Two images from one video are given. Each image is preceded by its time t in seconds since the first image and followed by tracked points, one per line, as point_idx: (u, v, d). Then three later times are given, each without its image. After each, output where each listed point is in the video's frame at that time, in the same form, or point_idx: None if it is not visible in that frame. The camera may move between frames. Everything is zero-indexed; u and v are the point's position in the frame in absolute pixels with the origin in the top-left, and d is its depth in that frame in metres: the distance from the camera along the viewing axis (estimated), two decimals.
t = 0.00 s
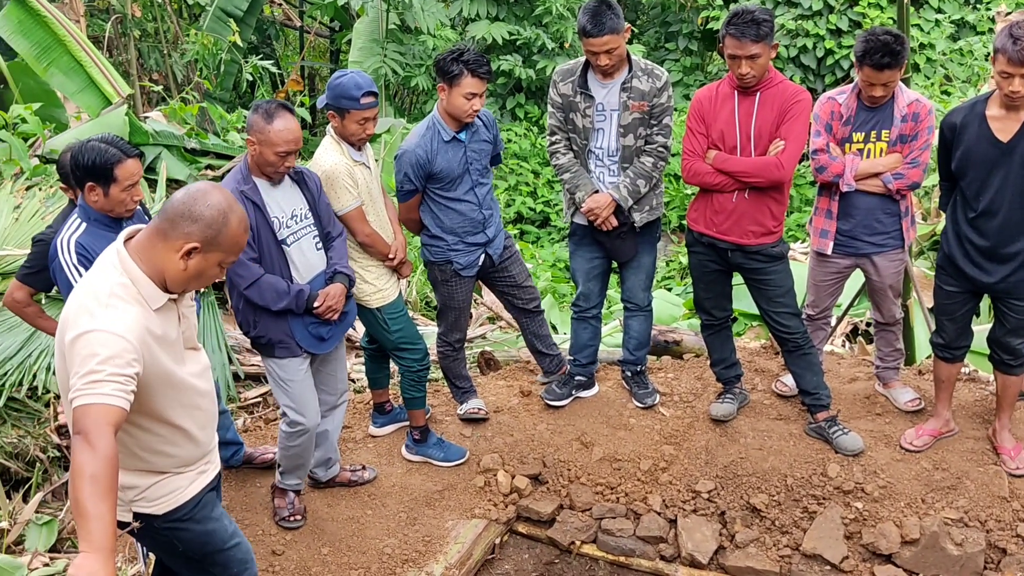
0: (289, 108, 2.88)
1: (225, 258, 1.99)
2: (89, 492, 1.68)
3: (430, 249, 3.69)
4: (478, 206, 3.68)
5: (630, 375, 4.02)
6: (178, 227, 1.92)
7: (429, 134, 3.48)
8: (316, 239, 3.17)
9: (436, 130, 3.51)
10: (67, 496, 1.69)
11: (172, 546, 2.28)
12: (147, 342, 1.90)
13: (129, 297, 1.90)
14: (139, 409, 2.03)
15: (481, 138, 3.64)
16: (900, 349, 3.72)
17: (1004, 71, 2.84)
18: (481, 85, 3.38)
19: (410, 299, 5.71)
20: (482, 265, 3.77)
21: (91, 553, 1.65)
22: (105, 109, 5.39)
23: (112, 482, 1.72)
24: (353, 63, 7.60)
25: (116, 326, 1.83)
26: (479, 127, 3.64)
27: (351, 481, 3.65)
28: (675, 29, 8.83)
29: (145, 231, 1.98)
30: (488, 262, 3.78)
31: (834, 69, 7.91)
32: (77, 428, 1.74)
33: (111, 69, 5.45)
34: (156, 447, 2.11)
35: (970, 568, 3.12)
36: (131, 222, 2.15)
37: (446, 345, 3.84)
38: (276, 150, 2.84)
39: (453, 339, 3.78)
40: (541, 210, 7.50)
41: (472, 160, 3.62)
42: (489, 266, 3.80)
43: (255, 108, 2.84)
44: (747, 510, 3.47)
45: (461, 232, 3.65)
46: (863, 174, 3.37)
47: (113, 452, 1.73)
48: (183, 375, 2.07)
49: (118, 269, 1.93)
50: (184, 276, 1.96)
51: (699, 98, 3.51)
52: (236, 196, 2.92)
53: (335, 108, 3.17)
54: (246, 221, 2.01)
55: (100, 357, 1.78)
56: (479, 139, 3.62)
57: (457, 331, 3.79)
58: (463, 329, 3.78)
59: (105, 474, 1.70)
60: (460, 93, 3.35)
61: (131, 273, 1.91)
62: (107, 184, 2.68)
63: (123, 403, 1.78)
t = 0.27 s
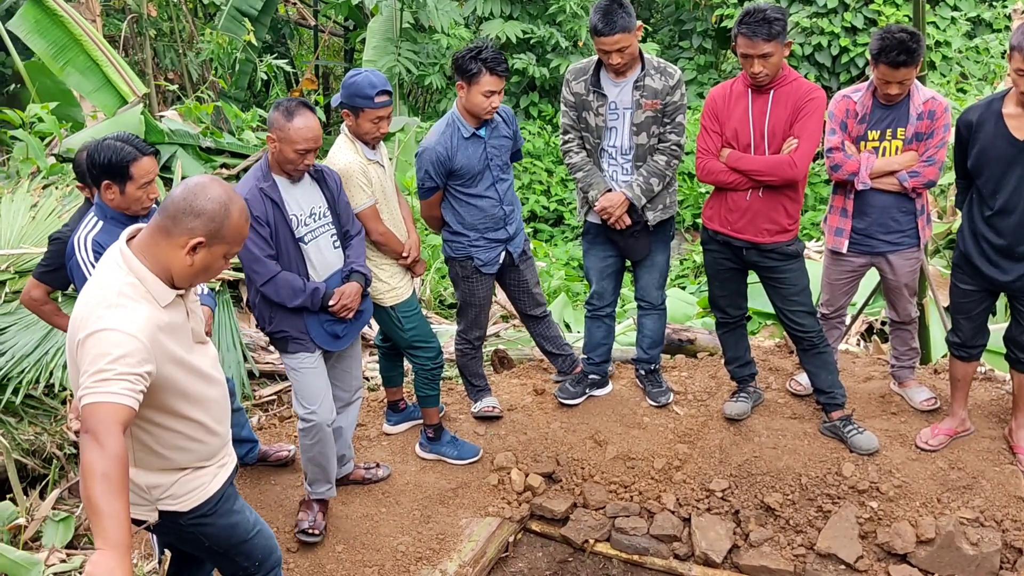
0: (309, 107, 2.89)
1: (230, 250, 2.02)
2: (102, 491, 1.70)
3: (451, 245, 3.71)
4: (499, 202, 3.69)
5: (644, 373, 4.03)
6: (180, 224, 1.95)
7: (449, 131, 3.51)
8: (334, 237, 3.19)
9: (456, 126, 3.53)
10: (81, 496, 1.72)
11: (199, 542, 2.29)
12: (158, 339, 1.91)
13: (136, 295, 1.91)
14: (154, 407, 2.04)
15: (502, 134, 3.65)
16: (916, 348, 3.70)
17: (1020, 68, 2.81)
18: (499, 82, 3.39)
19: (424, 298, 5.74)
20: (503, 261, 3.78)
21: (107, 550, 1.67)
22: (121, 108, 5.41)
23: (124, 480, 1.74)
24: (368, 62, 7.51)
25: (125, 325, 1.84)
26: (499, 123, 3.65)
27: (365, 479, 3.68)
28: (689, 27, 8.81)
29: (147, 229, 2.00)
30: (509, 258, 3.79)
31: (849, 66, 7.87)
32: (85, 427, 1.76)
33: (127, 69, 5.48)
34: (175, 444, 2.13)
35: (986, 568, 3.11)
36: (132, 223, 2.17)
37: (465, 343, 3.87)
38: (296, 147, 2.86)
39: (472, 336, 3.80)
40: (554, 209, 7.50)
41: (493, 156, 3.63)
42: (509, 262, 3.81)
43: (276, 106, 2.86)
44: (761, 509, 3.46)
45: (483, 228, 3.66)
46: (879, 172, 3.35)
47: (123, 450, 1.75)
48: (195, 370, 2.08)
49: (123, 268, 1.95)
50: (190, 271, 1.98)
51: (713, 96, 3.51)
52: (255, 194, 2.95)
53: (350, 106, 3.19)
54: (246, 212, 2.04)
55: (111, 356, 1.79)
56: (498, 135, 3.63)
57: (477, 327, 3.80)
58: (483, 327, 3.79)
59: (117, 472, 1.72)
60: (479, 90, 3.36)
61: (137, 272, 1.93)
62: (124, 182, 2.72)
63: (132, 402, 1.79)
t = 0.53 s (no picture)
0: (315, 106, 2.91)
1: (230, 249, 2.03)
2: (106, 490, 1.71)
3: (454, 245, 3.71)
4: (503, 202, 3.69)
5: (649, 373, 4.03)
6: (180, 224, 1.95)
7: (453, 131, 3.52)
8: (341, 237, 3.21)
9: (460, 126, 3.54)
10: (86, 496, 1.72)
11: (199, 548, 2.32)
12: (163, 340, 1.92)
13: (140, 296, 1.92)
14: (162, 409, 2.04)
15: (507, 134, 3.65)
16: (922, 347, 3.69)
17: None
18: (505, 84, 3.39)
19: (429, 297, 5.75)
20: (505, 262, 3.78)
21: (112, 549, 1.68)
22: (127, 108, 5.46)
23: (129, 480, 1.75)
24: (373, 62, 7.51)
25: (130, 325, 1.85)
26: (503, 123, 3.65)
27: (371, 479, 3.69)
28: (694, 27, 8.80)
29: (146, 230, 2.00)
30: (512, 259, 3.79)
31: (855, 66, 7.85)
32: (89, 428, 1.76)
33: (133, 69, 5.50)
34: (185, 445, 2.13)
35: (992, 568, 3.10)
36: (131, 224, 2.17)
37: (469, 343, 3.87)
38: (303, 146, 2.86)
39: (477, 336, 3.81)
40: (559, 209, 7.50)
41: (497, 157, 3.63)
42: (512, 263, 3.81)
43: (283, 105, 2.87)
44: (767, 509, 3.46)
45: (486, 228, 3.66)
46: (885, 171, 3.34)
47: (128, 450, 1.76)
48: (201, 370, 2.09)
49: (125, 269, 1.95)
50: (190, 271, 1.99)
51: (719, 95, 3.51)
52: (264, 193, 2.93)
53: (355, 106, 3.19)
54: (245, 211, 2.05)
55: (117, 358, 1.80)
56: (502, 136, 3.63)
57: (480, 328, 3.81)
58: (487, 326, 3.80)
59: (121, 472, 1.73)
60: (484, 91, 3.36)
61: (139, 273, 1.93)
62: (129, 182, 2.73)
63: (136, 403, 1.80)
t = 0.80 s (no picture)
0: (317, 106, 2.91)
1: (232, 253, 2.03)
2: (111, 492, 1.71)
3: (453, 245, 3.72)
4: (501, 203, 3.69)
5: (650, 373, 4.03)
6: (183, 226, 1.95)
7: (451, 132, 3.52)
8: (342, 238, 3.21)
9: (459, 127, 3.54)
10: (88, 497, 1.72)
11: (187, 553, 2.31)
12: (163, 342, 1.92)
13: (141, 298, 1.92)
14: (157, 412, 2.05)
15: (505, 136, 3.64)
16: (923, 347, 3.69)
17: None
18: (501, 86, 3.38)
19: (430, 297, 5.75)
20: (503, 264, 3.78)
21: (116, 550, 1.68)
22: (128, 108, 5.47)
23: (133, 482, 1.75)
24: (373, 62, 7.56)
25: (133, 327, 1.85)
26: (503, 124, 3.64)
27: (372, 479, 3.69)
28: (695, 26, 8.80)
29: (149, 232, 2.00)
30: (510, 261, 3.78)
31: (856, 65, 7.85)
32: (94, 429, 1.76)
33: (134, 70, 5.52)
34: (179, 449, 2.13)
35: (993, 568, 3.10)
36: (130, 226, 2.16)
37: (468, 343, 3.87)
38: (305, 146, 2.86)
39: (475, 336, 3.81)
40: (560, 209, 7.50)
41: (495, 158, 3.63)
42: (510, 265, 3.80)
43: (285, 105, 2.87)
44: (768, 509, 3.46)
45: (484, 229, 3.66)
46: (885, 171, 3.34)
47: (132, 452, 1.76)
48: (199, 373, 2.08)
49: (127, 271, 1.95)
50: (191, 274, 1.99)
51: (720, 95, 3.51)
52: (267, 193, 2.94)
53: (357, 106, 3.19)
54: (247, 216, 2.05)
55: (121, 359, 1.80)
56: (501, 137, 3.63)
57: (479, 328, 3.81)
58: (486, 327, 3.80)
59: (125, 474, 1.74)
60: (480, 94, 3.36)
61: (141, 275, 1.93)
62: (130, 182, 2.73)
63: (142, 404, 1.80)
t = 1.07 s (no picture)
0: (322, 108, 2.91)
1: (215, 247, 1.99)
2: (107, 493, 1.72)
3: (451, 246, 3.72)
4: (499, 204, 3.69)
5: (650, 373, 4.03)
6: (162, 223, 1.92)
7: (449, 133, 3.52)
8: (343, 240, 3.21)
9: (457, 128, 3.54)
10: (86, 499, 1.73)
11: (189, 555, 2.32)
12: (151, 341, 1.92)
13: (126, 297, 1.91)
14: (153, 412, 2.04)
15: (504, 137, 3.64)
16: (922, 347, 3.70)
17: None
18: (497, 89, 3.38)
19: (430, 297, 5.75)
20: (501, 265, 3.78)
21: (115, 551, 1.68)
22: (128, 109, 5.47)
23: (129, 482, 1.76)
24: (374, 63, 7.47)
25: (118, 327, 1.85)
26: (502, 126, 3.64)
27: (372, 479, 3.69)
28: (695, 27, 8.81)
29: (131, 232, 1.98)
30: (507, 263, 3.78)
31: (856, 65, 7.85)
32: (88, 431, 1.76)
33: (134, 71, 5.52)
34: (178, 449, 2.13)
35: (993, 567, 3.10)
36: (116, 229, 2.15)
37: (467, 344, 3.88)
38: (309, 149, 2.87)
39: (473, 337, 3.81)
40: (560, 209, 7.51)
41: (493, 159, 3.63)
42: (507, 267, 3.80)
43: (290, 107, 2.87)
44: (768, 509, 3.46)
45: (482, 230, 3.67)
46: (885, 171, 3.35)
47: (127, 452, 1.76)
48: (192, 372, 2.08)
49: (109, 272, 1.94)
50: (175, 271, 1.97)
51: (719, 95, 3.51)
52: (267, 195, 2.94)
53: (357, 107, 3.20)
54: (229, 208, 2.01)
55: (107, 360, 1.80)
56: (500, 138, 3.63)
57: (478, 329, 3.81)
58: (483, 327, 3.80)
59: (121, 474, 1.74)
60: (475, 97, 3.37)
61: (124, 275, 1.92)
62: (129, 182, 2.74)
63: (134, 404, 1.80)
